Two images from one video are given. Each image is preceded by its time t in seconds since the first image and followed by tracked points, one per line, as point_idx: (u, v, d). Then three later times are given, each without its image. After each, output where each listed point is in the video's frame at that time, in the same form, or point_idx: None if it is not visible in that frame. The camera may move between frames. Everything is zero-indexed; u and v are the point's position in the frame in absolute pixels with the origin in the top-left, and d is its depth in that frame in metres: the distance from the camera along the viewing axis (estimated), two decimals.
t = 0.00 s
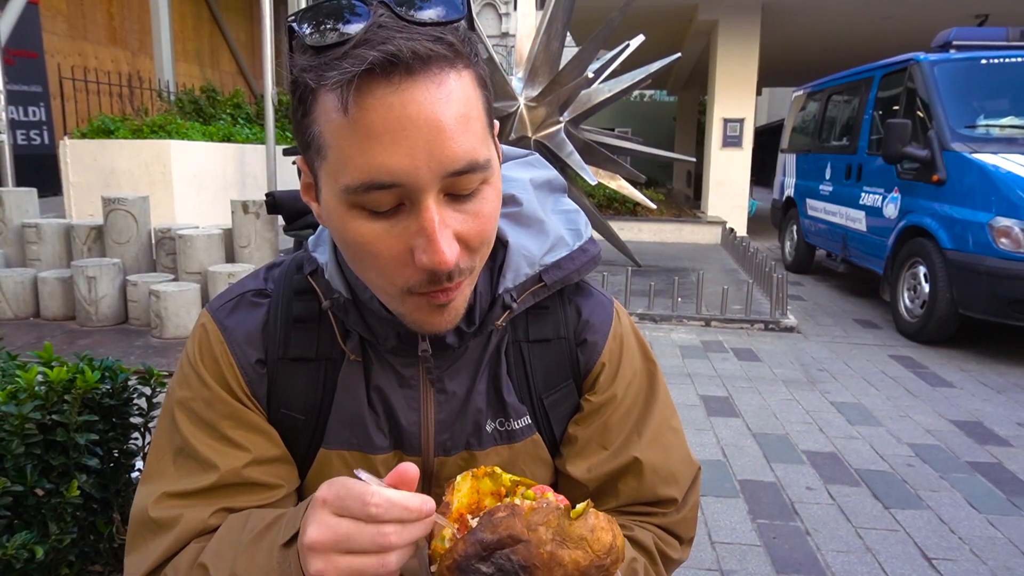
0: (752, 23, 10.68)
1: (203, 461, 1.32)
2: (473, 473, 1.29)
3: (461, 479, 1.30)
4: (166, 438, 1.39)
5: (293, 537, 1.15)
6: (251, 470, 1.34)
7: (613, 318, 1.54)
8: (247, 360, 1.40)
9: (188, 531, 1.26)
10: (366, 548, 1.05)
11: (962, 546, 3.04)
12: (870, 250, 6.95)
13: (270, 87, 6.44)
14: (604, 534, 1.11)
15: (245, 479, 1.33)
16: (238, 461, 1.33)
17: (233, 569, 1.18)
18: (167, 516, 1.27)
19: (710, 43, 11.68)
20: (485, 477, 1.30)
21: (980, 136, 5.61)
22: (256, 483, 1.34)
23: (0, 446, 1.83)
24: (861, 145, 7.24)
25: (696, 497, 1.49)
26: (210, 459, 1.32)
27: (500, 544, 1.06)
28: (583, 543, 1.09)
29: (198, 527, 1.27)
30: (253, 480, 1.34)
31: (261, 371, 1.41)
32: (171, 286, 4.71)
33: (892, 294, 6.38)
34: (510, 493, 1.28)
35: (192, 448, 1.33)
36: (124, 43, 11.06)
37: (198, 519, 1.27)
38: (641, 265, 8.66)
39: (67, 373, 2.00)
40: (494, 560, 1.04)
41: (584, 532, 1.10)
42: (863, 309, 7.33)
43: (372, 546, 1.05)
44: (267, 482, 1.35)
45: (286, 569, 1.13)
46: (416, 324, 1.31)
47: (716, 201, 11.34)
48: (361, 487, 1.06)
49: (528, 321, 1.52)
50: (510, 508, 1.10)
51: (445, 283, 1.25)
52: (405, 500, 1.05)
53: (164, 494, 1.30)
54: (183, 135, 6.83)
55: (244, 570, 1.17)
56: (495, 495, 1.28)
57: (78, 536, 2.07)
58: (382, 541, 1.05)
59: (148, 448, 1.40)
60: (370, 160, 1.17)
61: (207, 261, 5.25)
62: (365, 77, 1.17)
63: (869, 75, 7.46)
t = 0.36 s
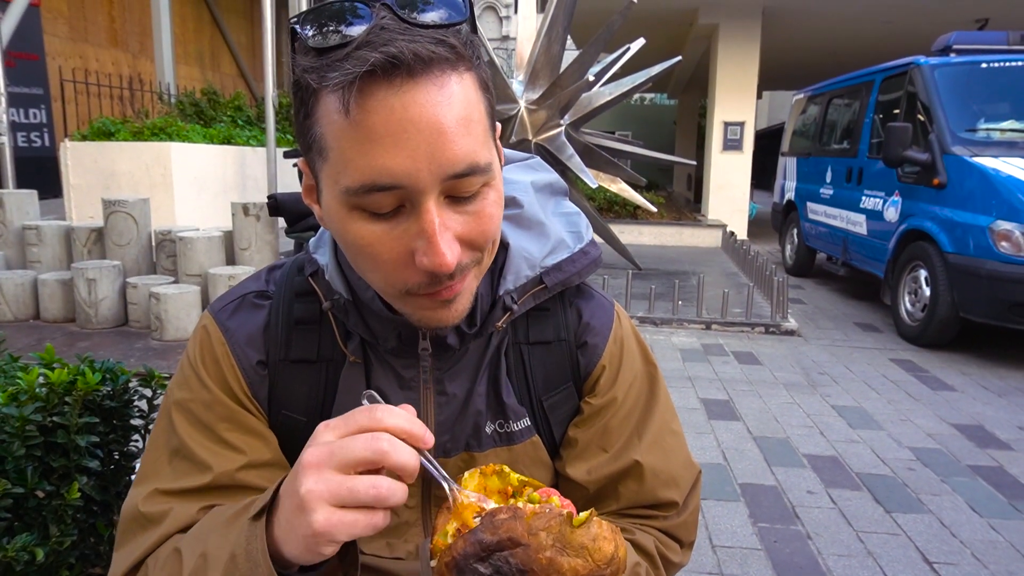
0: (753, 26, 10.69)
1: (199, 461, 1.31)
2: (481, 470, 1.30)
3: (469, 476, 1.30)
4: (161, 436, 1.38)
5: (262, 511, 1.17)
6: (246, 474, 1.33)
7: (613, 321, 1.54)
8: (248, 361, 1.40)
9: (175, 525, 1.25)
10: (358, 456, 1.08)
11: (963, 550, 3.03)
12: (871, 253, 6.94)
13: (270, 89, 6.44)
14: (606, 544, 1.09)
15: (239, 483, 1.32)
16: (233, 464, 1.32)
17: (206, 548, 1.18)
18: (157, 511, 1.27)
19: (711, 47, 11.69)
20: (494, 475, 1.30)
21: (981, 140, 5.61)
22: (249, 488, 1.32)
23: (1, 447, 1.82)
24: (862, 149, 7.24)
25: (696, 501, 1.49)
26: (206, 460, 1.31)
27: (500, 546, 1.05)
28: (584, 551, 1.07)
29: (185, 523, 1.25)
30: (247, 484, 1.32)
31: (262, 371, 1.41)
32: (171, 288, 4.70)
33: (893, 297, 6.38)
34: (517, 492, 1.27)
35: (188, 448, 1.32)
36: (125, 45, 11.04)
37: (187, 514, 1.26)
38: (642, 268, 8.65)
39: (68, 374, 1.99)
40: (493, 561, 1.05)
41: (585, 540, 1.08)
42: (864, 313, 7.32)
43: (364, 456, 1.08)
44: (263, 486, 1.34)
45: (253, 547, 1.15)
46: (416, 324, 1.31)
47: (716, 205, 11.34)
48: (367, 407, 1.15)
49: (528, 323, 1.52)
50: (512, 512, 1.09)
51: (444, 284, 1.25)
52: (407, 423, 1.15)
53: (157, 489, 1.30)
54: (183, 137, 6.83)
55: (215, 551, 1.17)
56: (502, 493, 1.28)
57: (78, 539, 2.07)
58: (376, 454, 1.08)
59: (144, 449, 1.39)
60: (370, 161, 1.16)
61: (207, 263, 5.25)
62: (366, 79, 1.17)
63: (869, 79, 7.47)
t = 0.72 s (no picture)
0: (753, 30, 10.70)
1: (194, 463, 1.31)
2: (481, 476, 1.30)
3: (469, 482, 1.30)
4: (159, 438, 1.38)
5: (249, 490, 1.19)
6: (241, 476, 1.32)
7: (611, 322, 1.54)
8: (245, 363, 1.39)
9: (169, 521, 1.24)
10: (341, 428, 1.08)
11: (964, 554, 3.02)
12: (871, 257, 6.94)
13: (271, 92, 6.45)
14: (607, 548, 1.08)
15: (234, 485, 1.31)
16: (228, 466, 1.31)
17: (195, 534, 1.19)
18: (153, 509, 1.27)
19: (712, 50, 11.70)
20: (492, 480, 1.30)
21: (981, 143, 5.61)
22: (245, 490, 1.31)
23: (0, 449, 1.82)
24: (862, 152, 7.24)
25: (695, 503, 1.48)
26: (201, 461, 1.30)
27: (502, 552, 1.05)
28: (586, 556, 1.06)
29: (180, 521, 1.25)
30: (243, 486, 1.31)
31: (259, 373, 1.40)
32: (172, 290, 4.70)
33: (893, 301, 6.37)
34: (517, 498, 1.27)
35: (184, 448, 1.32)
36: (127, 48, 11.06)
37: (182, 511, 1.26)
38: (642, 271, 8.65)
39: (68, 376, 1.99)
40: (494, 568, 1.04)
41: (587, 545, 1.07)
42: (865, 316, 7.31)
43: (348, 428, 1.08)
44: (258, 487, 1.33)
45: (238, 526, 1.15)
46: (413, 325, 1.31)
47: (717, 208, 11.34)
48: (359, 387, 1.16)
49: (526, 325, 1.51)
50: (513, 517, 1.08)
51: (442, 286, 1.24)
52: (394, 405, 1.14)
53: (154, 489, 1.30)
54: (184, 140, 6.84)
55: (203, 537, 1.17)
56: (502, 499, 1.28)
57: (77, 541, 2.06)
58: (359, 426, 1.08)
59: (143, 451, 1.39)
60: (367, 164, 1.16)
61: (207, 266, 5.24)
62: (362, 82, 1.17)
63: (870, 83, 7.48)
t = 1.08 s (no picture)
0: (754, 34, 10.72)
1: (191, 469, 1.31)
2: (474, 483, 1.29)
3: (461, 490, 1.30)
4: (155, 442, 1.38)
5: (245, 496, 1.19)
6: (237, 480, 1.32)
7: (611, 326, 1.53)
8: (243, 366, 1.40)
9: (166, 526, 1.24)
10: (337, 441, 1.08)
11: (965, 559, 3.01)
12: (871, 260, 6.94)
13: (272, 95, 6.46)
14: (599, 555, 1.10)
15: (231, 490, 1.31)
16: (226, 471, 1.32)
17: (192, 541, 1.19)
18: (148, 514, 1.26)
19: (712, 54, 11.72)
20: (485, 488, 1.30)
21: (982, 147, 5.61)
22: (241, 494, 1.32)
23: None
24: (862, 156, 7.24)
25: (695, 507, 1.48)
26: (198, 466, 1.31)
27: (494, 561, 1.04)
28: (580, 563, 1.08)
29: (176, 525, 1.25)
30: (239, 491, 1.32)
31: (256, 377, 1.41)
32: (172, 293, 4.70)
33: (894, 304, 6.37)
34: (510, 505, 1.27)
35: (181, 452, 1.32)
36: (129, 52, 11.08)
37: (178, 516, 1.26)
38: (643, 275, 8.65)
39: (65, 379, 1.99)
40: None
41: (581, 552, 1.09)
42: (865, 320, 7.30)
43: (343, 442, 1.08)
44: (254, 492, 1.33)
45: (235, 534, 1.14)
46: (408, 330, 1.31)
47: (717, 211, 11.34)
48: (358, 399, 1.15)
49: (523, 329, 1.51)
50: (506, 524, 1.08)
51: (437, 292, 1.25)
52: (392, 418, 1.14)
53: (150, 494, 1.30)
54: (185, 142, 6.85)
55: (200, 545, 1.17)
56: (494, 507, 1.28)
57: (73, 544, 2.06)
58: (354, 441, 1.08)
59: (139, 456, 1.39)
60: (364, 169, 1.16)
61: (207, 268, 5.25)
62: (360, 87, 1.17)
63: (870, 86, 7.48)
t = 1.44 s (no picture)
0: (754, 37, 10.72)
1: (179, 465, 1.30)
2: (466, 511, 1.26)
3: (454, 519, 1.27)
4: (145, 437, 1.37)
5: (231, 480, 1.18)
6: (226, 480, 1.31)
7: (611, 333, 1.53)
8: (238, 366, 1.40)
9: (149, 518, 1.24)
10: (320, 435, 1.07)
11: (965, 563, 3.00)
12: (872, 263, 6.93)
13: (272, 98, 6.46)
14: None
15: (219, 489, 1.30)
16: (214, 468, 1.31)
17: (171, 525, 1.19)
18: (132, 506, 1.26)
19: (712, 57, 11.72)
20: (477, 514, 1.27)
21: (982, 150, 5.60)
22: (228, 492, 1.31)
23: None
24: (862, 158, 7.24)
25: (693, 514, 1.47)
26: (187, 462, 1.30)
27: None
28: None
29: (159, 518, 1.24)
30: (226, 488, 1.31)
31: (253, 378, 1.40)
32: (171, 295, 4.70)
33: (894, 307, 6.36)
34: (504, 530, 1.24)
35: (170, 448, 1.32)
36: (130, 54, 11.10)
37: (163, 509, 1.25)
38: (643, 277, 8.65)
39: (61, 383, 1.99)
40: None
41: None
42: (865, 323, 7.30)
43: (326, 438, 1.07)
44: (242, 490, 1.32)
45: (214, 514, 1.14)
46: (400, 309, 1.31)
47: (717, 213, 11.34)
48: (352, 394, 1.13)
49: (523, 334, 1.51)
50: (510, 559, 1.08)
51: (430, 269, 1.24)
52: (382, 419, 1.10)
53: (136, 487, 1.30)
54: (185, 145, 6.85)
55: (177, 526, 1.18)
56: (488, 533, 1.25)
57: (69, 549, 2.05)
58: (338, 442, 1.07)
59: (129, 451, 1.38)
60: (361, 139, 1.16)
61: (207, 271, 5.25)
62: (361, 59, 1.17)
63: (870, 89, 7.48)
